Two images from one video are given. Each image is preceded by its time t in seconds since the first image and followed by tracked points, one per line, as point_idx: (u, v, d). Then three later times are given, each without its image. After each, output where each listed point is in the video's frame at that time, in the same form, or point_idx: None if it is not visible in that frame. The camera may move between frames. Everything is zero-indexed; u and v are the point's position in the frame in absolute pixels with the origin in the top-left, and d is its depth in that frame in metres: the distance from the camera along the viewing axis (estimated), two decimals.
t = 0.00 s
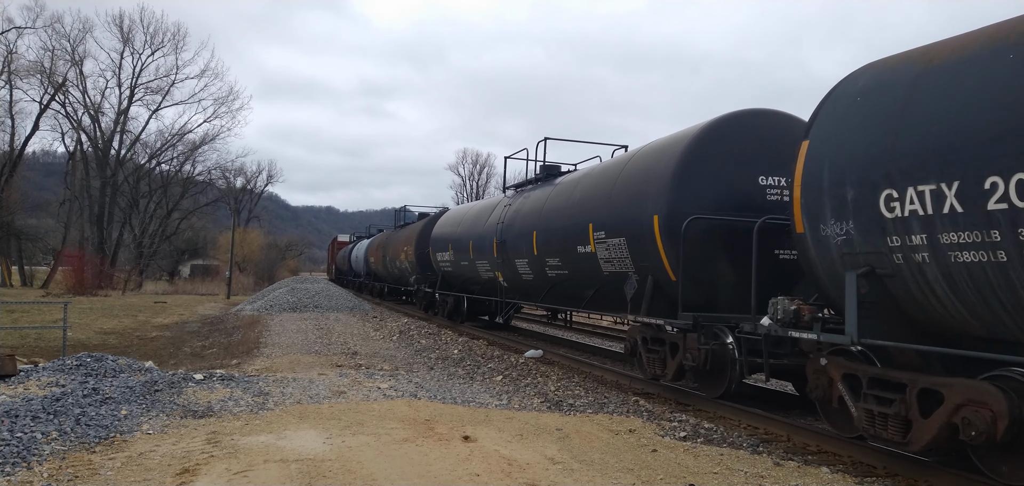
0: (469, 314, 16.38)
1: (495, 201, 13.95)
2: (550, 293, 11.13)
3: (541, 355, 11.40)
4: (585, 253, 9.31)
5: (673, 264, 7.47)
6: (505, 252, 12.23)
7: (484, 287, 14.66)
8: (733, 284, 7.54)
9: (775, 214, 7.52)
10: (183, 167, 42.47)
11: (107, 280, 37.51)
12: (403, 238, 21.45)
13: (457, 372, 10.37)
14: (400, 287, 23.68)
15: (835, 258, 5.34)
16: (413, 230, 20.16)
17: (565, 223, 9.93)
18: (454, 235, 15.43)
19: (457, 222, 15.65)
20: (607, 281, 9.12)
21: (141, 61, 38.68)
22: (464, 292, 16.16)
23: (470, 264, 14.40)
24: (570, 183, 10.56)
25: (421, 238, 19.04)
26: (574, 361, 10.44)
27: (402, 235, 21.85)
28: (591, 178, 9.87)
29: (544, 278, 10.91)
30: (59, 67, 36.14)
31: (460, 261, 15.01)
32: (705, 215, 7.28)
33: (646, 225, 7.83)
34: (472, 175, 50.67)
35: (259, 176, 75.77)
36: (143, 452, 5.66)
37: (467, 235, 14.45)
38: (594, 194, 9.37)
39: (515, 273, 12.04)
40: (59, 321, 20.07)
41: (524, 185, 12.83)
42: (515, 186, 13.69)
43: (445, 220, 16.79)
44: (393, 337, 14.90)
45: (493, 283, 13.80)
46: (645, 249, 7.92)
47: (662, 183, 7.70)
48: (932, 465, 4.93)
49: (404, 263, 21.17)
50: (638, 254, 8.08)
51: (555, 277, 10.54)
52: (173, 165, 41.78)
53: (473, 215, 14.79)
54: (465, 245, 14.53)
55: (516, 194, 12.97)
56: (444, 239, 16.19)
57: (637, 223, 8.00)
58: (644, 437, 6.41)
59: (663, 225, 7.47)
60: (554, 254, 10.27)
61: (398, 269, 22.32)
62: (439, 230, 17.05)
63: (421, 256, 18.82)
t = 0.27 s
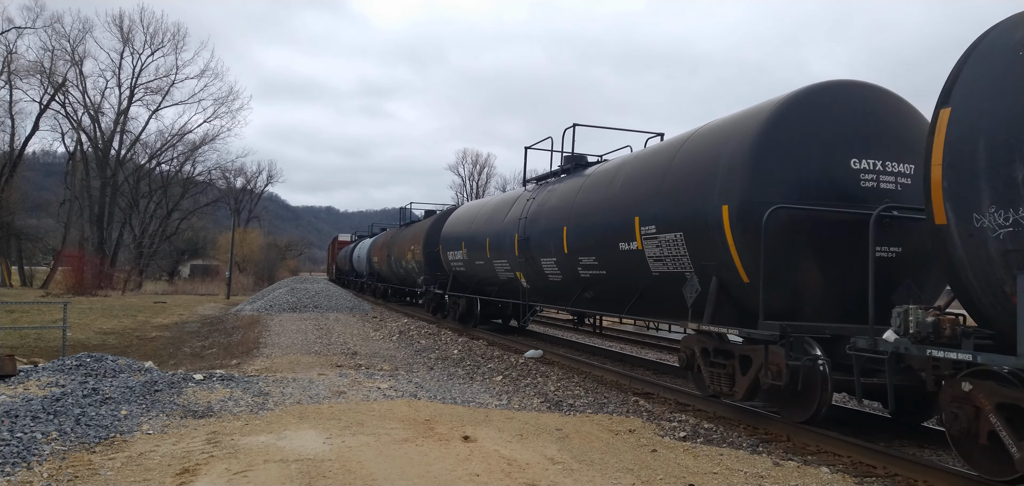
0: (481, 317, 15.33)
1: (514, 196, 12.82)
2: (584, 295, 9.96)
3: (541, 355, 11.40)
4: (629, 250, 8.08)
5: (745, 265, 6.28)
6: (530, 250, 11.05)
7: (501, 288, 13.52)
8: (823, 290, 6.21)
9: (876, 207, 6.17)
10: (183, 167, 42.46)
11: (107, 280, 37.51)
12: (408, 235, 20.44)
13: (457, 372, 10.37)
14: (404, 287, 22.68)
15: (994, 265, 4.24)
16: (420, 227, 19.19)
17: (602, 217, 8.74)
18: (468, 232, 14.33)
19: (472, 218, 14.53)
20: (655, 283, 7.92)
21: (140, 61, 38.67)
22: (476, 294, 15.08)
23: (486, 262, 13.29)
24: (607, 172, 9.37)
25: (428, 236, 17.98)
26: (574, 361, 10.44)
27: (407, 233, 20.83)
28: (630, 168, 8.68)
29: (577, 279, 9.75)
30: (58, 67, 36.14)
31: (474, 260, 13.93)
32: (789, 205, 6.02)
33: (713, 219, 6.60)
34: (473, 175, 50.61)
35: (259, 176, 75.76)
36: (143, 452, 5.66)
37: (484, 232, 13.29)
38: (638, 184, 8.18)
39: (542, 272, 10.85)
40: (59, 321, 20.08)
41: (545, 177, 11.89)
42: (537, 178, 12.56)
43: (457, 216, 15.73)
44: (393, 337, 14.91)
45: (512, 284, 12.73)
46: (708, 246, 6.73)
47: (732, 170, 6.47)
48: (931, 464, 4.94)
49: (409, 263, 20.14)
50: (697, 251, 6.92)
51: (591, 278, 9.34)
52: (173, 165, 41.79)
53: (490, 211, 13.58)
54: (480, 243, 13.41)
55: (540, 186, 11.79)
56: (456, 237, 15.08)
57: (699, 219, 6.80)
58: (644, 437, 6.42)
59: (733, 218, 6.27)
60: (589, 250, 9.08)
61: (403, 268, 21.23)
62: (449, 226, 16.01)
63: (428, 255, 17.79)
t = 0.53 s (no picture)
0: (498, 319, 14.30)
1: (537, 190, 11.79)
2: (624, 298, 8.82)
3: (541, 355, 11.39)
4: (688, 246, 6.89)
5: (851, 263, 5.09)
6: (562, 248, 9.89)
7: (521, 289, 12.47)
8: (948, 299, 4.98)
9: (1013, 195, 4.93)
10: (183, 167, 42.45)
11: (107, 280, 37.50)
12: (415, 233, 19.41)
13: (457, 372, 10.35)
14: (410, 288, 21.71)
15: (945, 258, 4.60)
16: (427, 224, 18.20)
17: (652, 208, 7.58)
18: (484, 229, 13.28)
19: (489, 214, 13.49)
20: (713, 285, 6.80)
21: (140, 60, 38.64)
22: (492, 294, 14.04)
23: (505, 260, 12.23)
24: (656, 159, 8.20)
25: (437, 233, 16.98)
26: (574, 361, 10.43)
27: (413, 230, 19.80)
28: (687, 153, 7.49)
29: (618, 280, 8.63)
30: (58, 67, 36.13)
31: (492, 260, 12.89)
32: (913, 188, 4.81)
33: (808, 207, 5.41)
34: (472, 175, 50.57)
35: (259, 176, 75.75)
36: (143, 452, 5.65)
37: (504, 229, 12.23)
38: (700, 169, 6.98)
39: (575, 272, 9.67)
40: (59, 320, 20.06)
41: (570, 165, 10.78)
42: (564, 169, 11.42)
43: (470, 212, 14.71)
44: (393, 336, 14.89)
45: (523, 283, 12.16)
46: (800, 241, 5.54)
47: (834, 148, 5.28)
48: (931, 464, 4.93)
49: (416, 262, 19.12)
50: (780, 246, 5.75)
51: (635, 279, 8.19)
52: (173, 165, 41.78)
53: (511, 206, 12.51)
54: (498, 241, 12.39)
55: (570, 178, 10.66)
56: (471, 234, 14.05)
57: (790, 207, 5.61)
58: (644, 437, 6.41)
59: (838, 205, 5.08)
60: (634, 248, 7.93)
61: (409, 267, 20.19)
62: (462, 223, 14.98)
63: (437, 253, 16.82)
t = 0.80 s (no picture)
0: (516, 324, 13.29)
1: (563, 182, 10.76)
2: (676, 305, 7.63)
3: (541, 355, 11.41)
4: (771, 243, 5.73)
5: (1019, 263, 3.91)
6: (598, 249, 8.72)
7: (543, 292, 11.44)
8: None
9: None
10: (183, 167, 42.47)
11: (107, 280, 37.53)
12: (423, 231, 18.48)
13: (457, 372, 10.37)
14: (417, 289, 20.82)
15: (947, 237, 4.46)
16: (437, 222, 17.26)
17: (720, 200, 6.42)
18: (502, 227, 12.29)
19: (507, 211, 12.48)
20: (800, 288, 5.67)
21: (140, 61, 38.65)
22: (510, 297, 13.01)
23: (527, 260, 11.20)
24: (713, 144, 7.07)
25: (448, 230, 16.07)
26: (574, 361, 10.45)
27: (422, 229, 18.85)
28: (758, 135, 6.37)
29: (670, 284, 7.44)
30: (58, 67, 36.15)
31: (510, 260, 11.90)
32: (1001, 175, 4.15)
33: (957, 190, 4.21)
34: (472, 175, 50.56)
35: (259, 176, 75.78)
36: (144, 452, 5.66)
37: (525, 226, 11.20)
38: (782, 152, 5.84)
39: (614, 274, 8.50)
40: (59, 321, 20.08)
41: (602, 153, 9.87)
42: (592, 159, 10.40)
43: (485, 209, 13.74)
44: (393, 337, 14.91)
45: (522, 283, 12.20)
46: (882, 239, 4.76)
47: (983, 114, 4.16)
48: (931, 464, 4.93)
49: (425, 262, 18.18)
50: (905, 240, 4.59)
51: (695, 281, 7.00)
52: (173, 165, 41.80)
53: (532, 201, 11.46)
54: (519, 239, 11.40)
55: (602, 169, 9.57)
56: (487, 232, 13.06)
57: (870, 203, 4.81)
58: (644, 437, 6.42)
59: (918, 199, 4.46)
60: (694, 247, 6.77)
61: (418, 267, 19.26)
62: (477, 220, 14.02)
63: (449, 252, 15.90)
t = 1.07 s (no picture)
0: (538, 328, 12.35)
1: (598, 171, 9.80)
2: (747, 311, 6.63)
3: (541, 355, 11.41)
4: (829, 239, 5.29)
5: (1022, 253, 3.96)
6: (647, 246, 7.73)
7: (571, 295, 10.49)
8: None
9: None
10: (183, 167, 42.47)
11: (107, 280, 37.52)
12: (434, 228, 17.55)
13: (457, 372, 10.37)
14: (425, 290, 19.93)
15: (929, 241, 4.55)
16: (448, 219, 16.33)
17: (766, 194, 5.99)
18: (526, 223, 11.32)
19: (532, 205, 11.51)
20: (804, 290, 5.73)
21: (140, 61, 38.67)
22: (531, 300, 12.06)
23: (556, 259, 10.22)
24: (795, 124, 6.11)
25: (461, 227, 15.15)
26: (574, 361, 10.45)
27: (432, 226, 17.93)
28: (859, 109, 5.40)
29: (739, 285, 6.49)
30: (58, 67, 36.15)
31: (536, 260, 10.94)
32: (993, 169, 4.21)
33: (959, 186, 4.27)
34: (472, 174, 50.55)
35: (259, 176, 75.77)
36: (144, 452, 5.67)
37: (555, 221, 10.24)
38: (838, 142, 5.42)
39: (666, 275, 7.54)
40: (59, 321, 20.09)
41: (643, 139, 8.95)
42: (632, 146, 9.44)
43: (505, 204, 12.80)
44: (392, 337, 14.91)
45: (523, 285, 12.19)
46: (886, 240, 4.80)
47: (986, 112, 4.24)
48: (931, 464, 4.94)
49: (435, 262, 17.24)
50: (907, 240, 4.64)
51: (776, 284, 6.05)
52: (173, 166, 41.80)
53: (562, 193, 10.49)
54: (546, 236, 10.46)
55: (647, 155, 8.59)
56: (508, 229, 12.10)
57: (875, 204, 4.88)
58: (644, 437, 6.42)
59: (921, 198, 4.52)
60: (779, 243, 5.82)
61: (427, 267, 18.33)
62: (494, 217, 13.09)
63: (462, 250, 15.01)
